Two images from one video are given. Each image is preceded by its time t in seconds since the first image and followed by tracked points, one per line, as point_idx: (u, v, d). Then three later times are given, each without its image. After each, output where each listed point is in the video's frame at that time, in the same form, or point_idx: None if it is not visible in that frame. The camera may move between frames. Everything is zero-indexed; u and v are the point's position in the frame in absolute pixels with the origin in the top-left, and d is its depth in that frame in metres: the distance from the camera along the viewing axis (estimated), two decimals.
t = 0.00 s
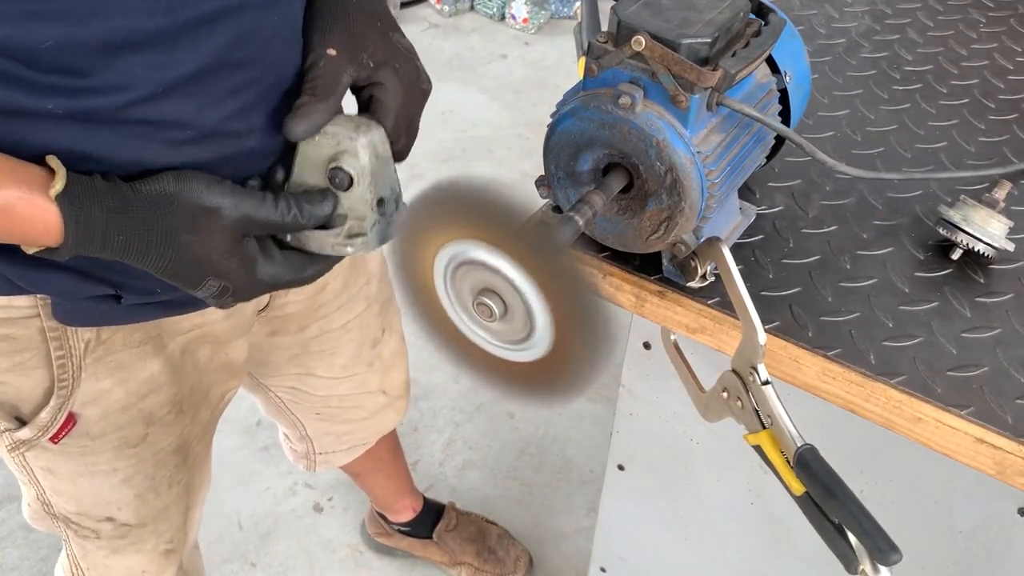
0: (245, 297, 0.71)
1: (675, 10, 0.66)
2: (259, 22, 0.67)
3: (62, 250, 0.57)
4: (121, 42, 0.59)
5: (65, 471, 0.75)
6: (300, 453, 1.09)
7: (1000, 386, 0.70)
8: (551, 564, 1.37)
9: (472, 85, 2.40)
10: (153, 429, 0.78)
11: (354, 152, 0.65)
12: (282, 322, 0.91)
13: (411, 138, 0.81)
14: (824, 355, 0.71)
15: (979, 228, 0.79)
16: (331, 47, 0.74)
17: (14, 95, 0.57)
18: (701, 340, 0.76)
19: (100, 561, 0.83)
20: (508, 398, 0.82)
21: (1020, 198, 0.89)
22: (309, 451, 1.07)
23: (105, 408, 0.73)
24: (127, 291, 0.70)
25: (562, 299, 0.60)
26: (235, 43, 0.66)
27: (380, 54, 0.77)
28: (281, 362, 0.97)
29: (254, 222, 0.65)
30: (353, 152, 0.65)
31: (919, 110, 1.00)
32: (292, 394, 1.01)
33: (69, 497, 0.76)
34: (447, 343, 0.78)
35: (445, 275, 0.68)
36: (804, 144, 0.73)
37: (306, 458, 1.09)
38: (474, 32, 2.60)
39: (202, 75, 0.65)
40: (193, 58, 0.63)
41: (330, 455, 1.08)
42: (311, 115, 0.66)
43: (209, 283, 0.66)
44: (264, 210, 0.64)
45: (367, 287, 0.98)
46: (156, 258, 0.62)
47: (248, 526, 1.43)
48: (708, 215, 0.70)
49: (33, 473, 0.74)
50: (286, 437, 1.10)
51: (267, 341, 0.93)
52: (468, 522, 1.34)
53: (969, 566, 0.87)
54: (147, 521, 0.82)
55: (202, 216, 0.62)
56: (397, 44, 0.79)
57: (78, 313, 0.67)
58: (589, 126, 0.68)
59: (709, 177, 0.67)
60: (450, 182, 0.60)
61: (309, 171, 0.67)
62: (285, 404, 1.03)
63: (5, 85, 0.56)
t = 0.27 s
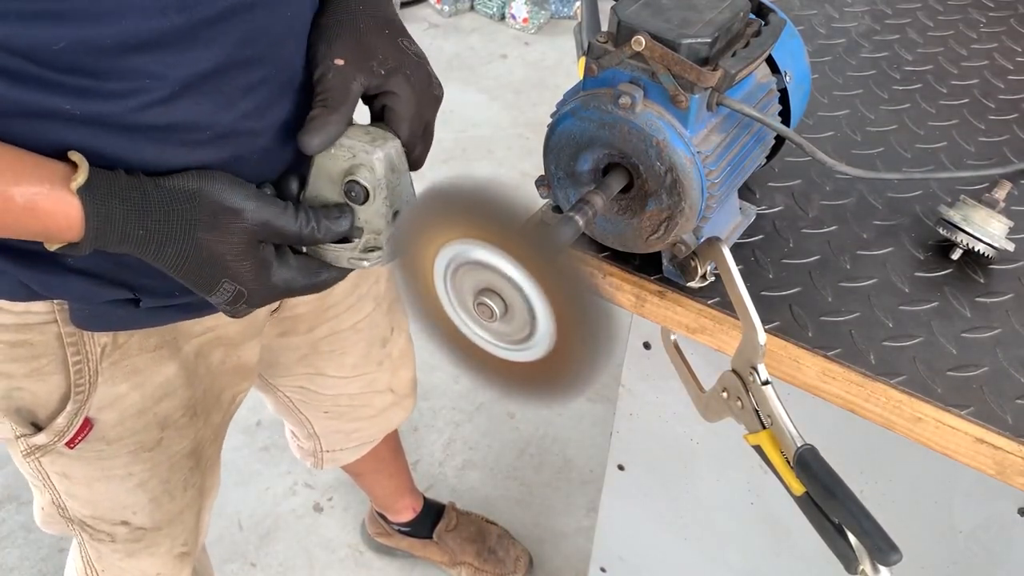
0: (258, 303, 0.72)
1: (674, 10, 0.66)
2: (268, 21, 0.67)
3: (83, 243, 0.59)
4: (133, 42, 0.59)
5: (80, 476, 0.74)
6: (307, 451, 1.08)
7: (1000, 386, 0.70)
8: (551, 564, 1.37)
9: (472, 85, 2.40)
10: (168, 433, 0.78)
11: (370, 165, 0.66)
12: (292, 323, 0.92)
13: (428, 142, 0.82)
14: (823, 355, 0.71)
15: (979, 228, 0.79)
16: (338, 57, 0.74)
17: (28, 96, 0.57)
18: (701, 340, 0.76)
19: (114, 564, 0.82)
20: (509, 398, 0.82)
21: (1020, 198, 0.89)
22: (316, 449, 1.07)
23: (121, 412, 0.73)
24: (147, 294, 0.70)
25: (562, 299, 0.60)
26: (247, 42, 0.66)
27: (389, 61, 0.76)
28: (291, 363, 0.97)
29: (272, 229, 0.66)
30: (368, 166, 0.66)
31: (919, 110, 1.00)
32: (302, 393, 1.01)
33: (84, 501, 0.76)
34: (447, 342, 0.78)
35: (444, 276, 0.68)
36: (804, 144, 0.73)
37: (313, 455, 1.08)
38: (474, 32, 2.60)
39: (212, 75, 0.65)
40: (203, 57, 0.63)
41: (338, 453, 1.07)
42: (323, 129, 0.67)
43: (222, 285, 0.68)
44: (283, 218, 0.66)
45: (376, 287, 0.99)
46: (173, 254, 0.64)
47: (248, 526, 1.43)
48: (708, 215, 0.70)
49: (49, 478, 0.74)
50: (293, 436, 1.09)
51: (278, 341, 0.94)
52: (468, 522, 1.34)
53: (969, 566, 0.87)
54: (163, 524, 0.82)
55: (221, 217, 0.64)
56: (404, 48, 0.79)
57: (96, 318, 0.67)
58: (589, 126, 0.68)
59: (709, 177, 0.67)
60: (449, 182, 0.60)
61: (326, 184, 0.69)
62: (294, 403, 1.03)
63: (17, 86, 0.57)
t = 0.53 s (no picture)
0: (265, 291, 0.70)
1: (675, 10, 0.66)
2: (262, 21, 0.67)
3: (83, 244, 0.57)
4: (127, 43, 0.59)
5: (70, 473, 0.74)
6: (298, 453, 1.09)
7: (1000, 386, 0.70)
8: (551, 564, 1.37)
9: (472, 85, 2.40)
10: (157, 431, 0.78)
11: (367, 145, 0.64)
12: (283, 322, 0.91)
13: (421, 124, 0.80)
14: (824, 355, 0.71)
15: (979, 228, 0.79)
16: (330, 41, 0.73)
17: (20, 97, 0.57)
18: (701, 340, 0.76)
19: (105, 562, 0.82)
20: (508, 398, 0.82)
21: (1020, 198, 0.89)
22: (308, 450, 1.07)
23: (110, 409, 0.73)
24: (137, 293, 0.70)
25: (562, 299, 0.60)
26: (240, 43, 0.66)
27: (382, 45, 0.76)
28: (282, 363, 0.97)
29: (272, 216, 0.63)
30: (366, 146, 0.64)
31: (919, 110, 1.00)
32: (293, 393, 1.01)
33: (73, 498, 0.76)
34: (447, 342, 0.78)
35: (445, 275, 0.68)
36: (804, 144, 0.73)
37: (305, 457, 1.09)
38: (474, 32, 2.60)
39: (205, 76, 0.65)
40: (196, 58, 0.63)
41: (329, 454, 1.07)
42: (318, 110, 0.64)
43: (228, 275, 0.66)
44: (282, 202, 0.63)
45: (367, 286, 0.99)
46: (174, 250, 0.62)
47: (248, 526, 1.43)
48: (708, 215, 0.70)
49: (39, 475, 0.74)
50: (285, 437, 1.10)
51: (269, 341, 0.93)
52: (468, 522, 1.34)
53: (969, 565, 0.87)
54: (152, 522, 0.82)
55: (218, 208, 0.61)
56: (396, 33, 0.78)
57: (83, 315, 0.67)
58: (589, 126, 0.68)
59: (709, 177, 0.67)
60: (449, 182, 0.60)
61: (320, 167, 0.66)
62: (285, 404, 1.03)
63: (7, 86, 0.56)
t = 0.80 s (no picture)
0: (247, 308, 0.72)
1: (675, 10, 0.66)
2: (268, 22, 0.67)
3: (72, 242, 0.59)
4: (129, 44, 0.59)
5: (73, 473, 0.74)
6: (304, 453, 1.09)
7: (1000, 386, 0.70)
8: (551, 564, 1.37)
9: (472, 85, 2.40)
10: (162, 430, 0.78)
11: (360, 169, 0.66)
12: (288, 323, 0.91)
13: (421, 146, 0.81)
14: (823, 355, 0.71)
15: (979, 228, 0.79)
16: (330, 60, 0.74)
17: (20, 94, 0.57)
18: (701, 340, 0.76)
19: (106, 562, 0.82)
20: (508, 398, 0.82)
21: (1020, 198, 0.89)
22: (313, 450, 1.07)
23: (115, 409, 0.73)
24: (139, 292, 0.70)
25: (562, 298, 0.60)
26: (244, 45, 0.66)
27: (382, 64, 0.76)
28: (288, 363, 0.97)
29: (262, 233, 0.67)
30: (357, 170, 0.67)
31: (919, 110, 1.00)
32: (298, 394, 1.01)
33: (76, 497, 0.76)
34: (448, 343, 0.78)
35: (445, 275, 0.68)
36: (804, 144, 0.73)
37: (310, 457, 1.08)
38: (474, 32, 2.60)
39: (208, 76, 0.64)
40: (200, 59, 0.63)
41: (335, 454, 1.07)
42: (315, 132, 0.68)
43: (212, 287, 0.68)
44: (274, 223, 0.67)
45: (374, 287, 0.99)
46: (163, 256, 0.64)
47: (248, 526, 1.43)
48: (708, 215, 0.70)
49: (42, 474, 0.75)
50: (290, 437, 1.10)
51: (274, 342, 0.93)
52: (468, 522, 1.34)
53: (969, 565, 0.87)
54: (155, 522, 0.82)
55: (211, 219, 0.64)
56: (399, 51, 0.78)
57: (87, 314, 0.68)
58: (589, 126, 0.68)
59: (709, 177, 0.67)
60: (450, 181, 0.60)
61: (316, 185, 0.69)
62: (289, 404, 1.03)
63: (11, 84, 0.57)
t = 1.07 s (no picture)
0: (240, 307, 0.70)
1: (675, 10, 0.66)
2: (261, 22, 0.67)
3: (62, 242, 0.57)
4: (123, 43, 0.59)
5: (71, 475, 0.74)
6: (296, 453, 1.09)
7: (999, 386, 0.70)
8: (551, 564, 1.37)
9: (472, 85, 2.40)
10: (159, 432, 0.78)
11: (355, 168, 0.66)
12: (286, 324, 0.91)
13: (417, 143, 0.81)
14: (823, 356, 0.71)
15: (979, 228, 0.79)
16: (318, 54, 0.73)
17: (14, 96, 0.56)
18: (701, 340, 0.76)
19: (105, 564, 0.83)
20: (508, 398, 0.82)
21: (1020, 198, 0.89)
22: (307, 450, 1.07)
23: (112, 411, 0.72)
24: (133, 293, 0.69)
25: (563, 299, 0.60)
26: (237, 46, 0.66)
27: (371, 58, 0.76)
28: (283, 365, 0.97)
29: (255, 232, 0.65)
30: (353, 169, 0.66)
31: (919, 110, 1.00)
32: (292, 395, 1.01)
33: (74, 500, 0.76)
34: (449, 343, 0.78)
35: (445, 275, 0.68)
36: (803, 143, 0.73)
37: (303, 457, 1.09)
38: (474, 32, 2.60)
39: (202, 77, 0.64)
40: (193, 59, 0.63)
41: (328, 455, 1.08)
42: (311, 130, 0.67)
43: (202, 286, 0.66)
44: (267, 221, 0.65)
45: (366, 287, 0.99)
46: (155, 254, 0.62)
47: (248, 526, 1.43)
48: (708, 215, 0.70)
49: (39, 476, 0.74)
50: (283, 438, 1.10)
51: (269, 343, 0.93)
52: (468, 522, 1.34)
53: (969, 565, 0.87)
54: (153, 523, 0.82)
55: (204, 217, 0.63)
56: (387, 45, 0.78)
57: (82, 316, 0.67)
58: (589, 126, 0.68)
59: (709, 177, 0.67)
60: (450, 182, 0.60)
61: (311, 184, 0.69)
62: (283, 406, 1.03)
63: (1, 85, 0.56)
